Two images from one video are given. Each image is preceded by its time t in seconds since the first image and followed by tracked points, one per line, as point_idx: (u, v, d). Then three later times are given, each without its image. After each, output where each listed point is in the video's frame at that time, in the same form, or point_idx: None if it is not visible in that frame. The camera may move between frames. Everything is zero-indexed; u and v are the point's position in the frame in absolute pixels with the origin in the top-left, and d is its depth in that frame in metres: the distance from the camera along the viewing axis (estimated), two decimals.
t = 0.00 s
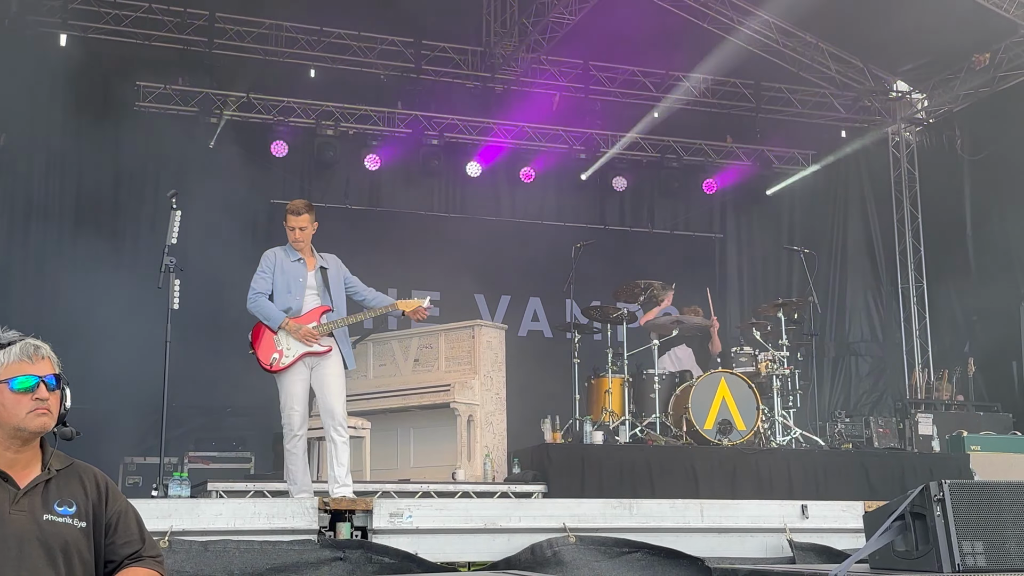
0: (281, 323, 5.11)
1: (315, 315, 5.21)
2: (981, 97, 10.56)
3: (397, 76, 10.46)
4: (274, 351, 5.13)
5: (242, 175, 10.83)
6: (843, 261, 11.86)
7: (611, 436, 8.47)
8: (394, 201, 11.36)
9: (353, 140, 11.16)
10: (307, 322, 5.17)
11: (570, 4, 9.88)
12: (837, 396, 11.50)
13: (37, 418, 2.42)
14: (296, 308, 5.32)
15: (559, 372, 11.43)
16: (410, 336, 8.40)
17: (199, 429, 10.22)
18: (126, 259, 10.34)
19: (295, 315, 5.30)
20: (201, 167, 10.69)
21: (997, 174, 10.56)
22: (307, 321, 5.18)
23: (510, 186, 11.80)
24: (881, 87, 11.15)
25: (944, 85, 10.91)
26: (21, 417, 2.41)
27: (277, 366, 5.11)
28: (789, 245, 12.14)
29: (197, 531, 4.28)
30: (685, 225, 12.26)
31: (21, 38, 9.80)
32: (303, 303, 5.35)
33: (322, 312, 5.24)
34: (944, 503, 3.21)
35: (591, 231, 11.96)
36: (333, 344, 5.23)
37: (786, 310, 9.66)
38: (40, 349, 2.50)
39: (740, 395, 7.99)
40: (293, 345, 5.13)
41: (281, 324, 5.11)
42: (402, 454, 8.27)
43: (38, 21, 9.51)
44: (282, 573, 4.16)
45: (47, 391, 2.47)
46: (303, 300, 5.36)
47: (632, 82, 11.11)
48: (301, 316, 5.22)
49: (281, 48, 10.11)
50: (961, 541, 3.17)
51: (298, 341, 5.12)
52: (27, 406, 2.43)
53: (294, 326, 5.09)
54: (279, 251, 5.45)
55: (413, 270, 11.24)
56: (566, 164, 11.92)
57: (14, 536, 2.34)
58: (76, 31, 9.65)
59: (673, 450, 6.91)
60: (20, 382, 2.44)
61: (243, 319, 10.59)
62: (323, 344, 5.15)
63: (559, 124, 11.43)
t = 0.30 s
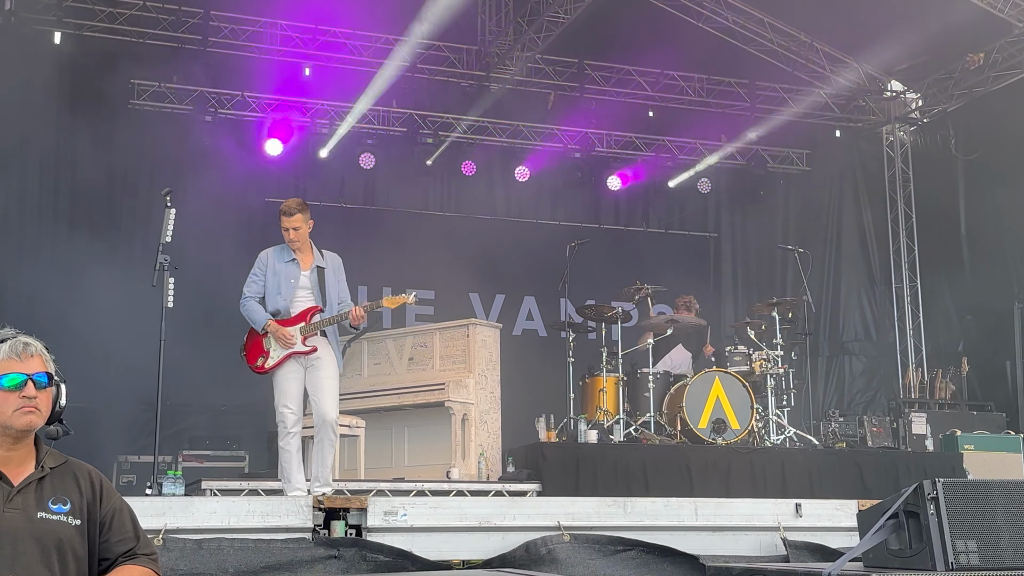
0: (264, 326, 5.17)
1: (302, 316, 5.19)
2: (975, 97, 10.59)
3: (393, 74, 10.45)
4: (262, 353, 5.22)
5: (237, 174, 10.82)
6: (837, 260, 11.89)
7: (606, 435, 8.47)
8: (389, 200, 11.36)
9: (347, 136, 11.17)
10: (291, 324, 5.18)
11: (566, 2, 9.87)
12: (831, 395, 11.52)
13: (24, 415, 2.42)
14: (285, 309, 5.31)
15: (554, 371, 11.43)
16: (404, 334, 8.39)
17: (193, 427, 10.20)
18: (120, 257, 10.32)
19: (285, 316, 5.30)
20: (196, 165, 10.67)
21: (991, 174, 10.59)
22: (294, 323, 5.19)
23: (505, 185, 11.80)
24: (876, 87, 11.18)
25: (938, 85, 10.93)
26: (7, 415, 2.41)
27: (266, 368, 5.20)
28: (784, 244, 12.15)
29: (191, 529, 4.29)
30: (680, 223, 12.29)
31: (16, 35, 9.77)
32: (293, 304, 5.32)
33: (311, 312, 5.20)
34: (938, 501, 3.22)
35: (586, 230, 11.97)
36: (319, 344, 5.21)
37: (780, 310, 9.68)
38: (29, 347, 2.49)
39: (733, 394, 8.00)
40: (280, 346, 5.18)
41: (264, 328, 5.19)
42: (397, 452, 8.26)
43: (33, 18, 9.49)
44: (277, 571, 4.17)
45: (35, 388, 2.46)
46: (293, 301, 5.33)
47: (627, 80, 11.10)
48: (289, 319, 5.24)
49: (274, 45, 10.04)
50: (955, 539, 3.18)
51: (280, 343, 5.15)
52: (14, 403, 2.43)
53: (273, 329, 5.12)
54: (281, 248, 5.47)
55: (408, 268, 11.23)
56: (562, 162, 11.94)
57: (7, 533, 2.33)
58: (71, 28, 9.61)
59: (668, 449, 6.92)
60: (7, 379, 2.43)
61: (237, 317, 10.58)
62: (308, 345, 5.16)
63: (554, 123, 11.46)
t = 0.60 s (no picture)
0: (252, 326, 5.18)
1: (293, 316, 5.18)
2: (967, 98, 10.63)
3: (385, 74, 10.46)
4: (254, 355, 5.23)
5: (229, 173, 10.79)
6: (829, 261, 11.92)
7: (598, 436, 8.46)
8: (381, 200, 11.35)
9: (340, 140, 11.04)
10: (281, 325, 5.18)
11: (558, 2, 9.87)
12: (822, 396, 11.56)
13: None
14: (282, 309, 5.31)
15: (546, 371, 11.43)
16: (396, 334, 8.39)
17: (184, 427, 10.17)
18: (111, 256, 10.28)
19: (281, 317, 5.30)
20: (188, 164, 10.64)
21: (983, 176, 10.64)
22: (284, 324, 5.18)
23: (498, 185, 11.80)
24: (868, 88, 11.22)
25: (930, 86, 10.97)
26: None
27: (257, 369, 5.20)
28: (776, 245, 12.18)
29: (183, 529, 4.29)
30: (672, 223, 12.33)
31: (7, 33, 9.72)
32: (289, 304, 5.31)
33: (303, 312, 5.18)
34: (930, 502, 3.23)
35: (578, 230, 11.98)
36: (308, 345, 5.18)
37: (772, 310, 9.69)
38: None
39: (726, 395, 8.02)
40: (270, 345, 5.14)
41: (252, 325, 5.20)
42: (388, 452, 8.25)
43: (24, 17, 9.44)
44: (267, 572, 4.16)
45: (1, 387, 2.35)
46: (289, 302, 5.32)
47: (620, 81, 11.11)
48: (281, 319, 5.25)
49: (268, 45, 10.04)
50: (947, 540, 3.19)
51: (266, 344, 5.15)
52: None
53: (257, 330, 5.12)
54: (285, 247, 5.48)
55: (400, 268, 11.23)
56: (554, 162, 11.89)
57: None
58: (62, 27, 9.58)
59: (660, 449, 6.92)
60: None
61: (229, 317, 10.56)
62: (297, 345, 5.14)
63: (547, 124, 11.47)
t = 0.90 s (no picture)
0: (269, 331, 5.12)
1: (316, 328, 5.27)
2: (953, 102, 10.71)
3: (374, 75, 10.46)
4: (269, 358, 5.16)
5: (217, 173, 10.76)
6: (816, 263, 11.98)
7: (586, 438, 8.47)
8: (370, 201, 11.33)
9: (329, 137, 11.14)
10: (305, 335, 5.23)
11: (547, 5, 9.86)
12: (809, 398, 11.61)
13: None
14: (301, 318, 5.30)
15: (534, 372, 11.44)
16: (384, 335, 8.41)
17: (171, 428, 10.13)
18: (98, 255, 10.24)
19: (298, 326, 5.29)
20: (176, 164, 10.61)
21: (968, 179, 10.72)
22: (305, 334, 5.23)
23: (486, 187, 11.82)
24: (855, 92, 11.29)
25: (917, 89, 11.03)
26: None
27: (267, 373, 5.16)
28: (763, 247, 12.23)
29: (171, 531, 4.28)
30: (660, 225, 12.37)
31: None
32: (308, 314, 5.33)
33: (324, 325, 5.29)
34: (914, 504, 3.26)
35: (567, 232, 12.01)
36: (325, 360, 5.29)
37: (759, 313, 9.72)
38: None
39: (713, 397, 8.05)
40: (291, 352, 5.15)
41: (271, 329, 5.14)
42: (376, 454, 8.24)
43: (11, 16, 9.39)
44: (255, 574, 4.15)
45: None
46: (309, 312, 5.34)
47: (608, 82, 11.13)
48: (301, 329, 5.26)
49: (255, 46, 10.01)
50: (932, 542, 3.21)
51: (289, 351, 5.14)
52: None
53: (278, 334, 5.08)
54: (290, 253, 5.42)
55: (389, 269, 11.22)
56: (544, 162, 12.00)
57: None
58: (50, 27, 9.52)
59: (647, 451, 6.95)
60: None
61: (216, 318, 10.53)
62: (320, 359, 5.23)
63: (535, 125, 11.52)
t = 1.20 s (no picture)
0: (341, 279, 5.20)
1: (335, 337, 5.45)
2: (938, 105, 10.78)
3: (361, 74, 10.37)
4: (303, 354, 5.25)
5: (202, 172, 10.71)
6: (802, 266, 12.03)
7: (571, 439, 8.48)
8: (356, 202, 11.30)
9: (315, 139, 11.05)
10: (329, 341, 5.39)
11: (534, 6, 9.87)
12: (794, 399, 11.66)
13: None
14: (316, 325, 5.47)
15: (520, 374, 11.45)
16: (370, 336, 8.38)
17: (155, 429, 10.08)
18: (82, 254, 10.17)
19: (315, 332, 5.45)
20: (161, 163, 10.56)
21: (952, 182, 10.80)
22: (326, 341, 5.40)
23: (472, 188, 11.80)
24: (840, 94, 11.35)
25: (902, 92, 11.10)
26: None
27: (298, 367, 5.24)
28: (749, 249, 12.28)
29: (155, 532, 4.27)
30: (647, 227, 12.39)
31: None
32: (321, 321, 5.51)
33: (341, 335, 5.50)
34: (898, 505, 3.27)
35: (554, 233, 12.01)
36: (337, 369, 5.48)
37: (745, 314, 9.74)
38: None
39: (698, 397, 8.07)
40: (321, 354, 5.32)
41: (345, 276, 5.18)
42: (361, 455, 8.22)
43: None
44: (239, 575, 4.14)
45: None
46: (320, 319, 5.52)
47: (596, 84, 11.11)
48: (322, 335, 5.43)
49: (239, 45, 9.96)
50: (915, 544, 3.24)
51: (324, 351, 5.32)
52: None
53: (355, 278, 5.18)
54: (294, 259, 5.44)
55: (376, 270, 11.20)
56: (527, 165, 11.91)
57: None
58: (36, 25, 9.48)
59: (632, 451, 6.96)
60: None
61: (202, 318, 10.49)
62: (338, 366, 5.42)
63: (521, 126, 11.49)
